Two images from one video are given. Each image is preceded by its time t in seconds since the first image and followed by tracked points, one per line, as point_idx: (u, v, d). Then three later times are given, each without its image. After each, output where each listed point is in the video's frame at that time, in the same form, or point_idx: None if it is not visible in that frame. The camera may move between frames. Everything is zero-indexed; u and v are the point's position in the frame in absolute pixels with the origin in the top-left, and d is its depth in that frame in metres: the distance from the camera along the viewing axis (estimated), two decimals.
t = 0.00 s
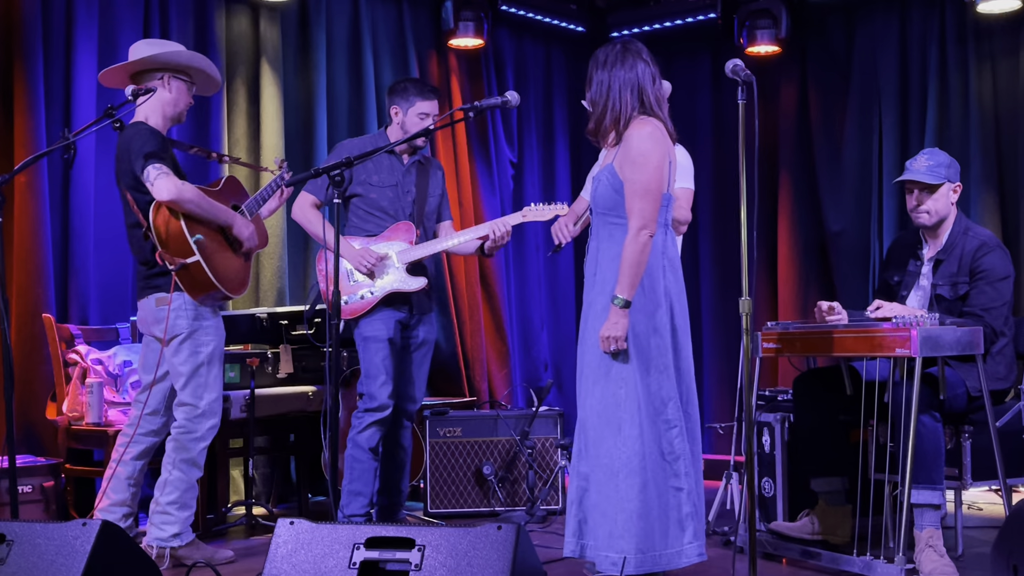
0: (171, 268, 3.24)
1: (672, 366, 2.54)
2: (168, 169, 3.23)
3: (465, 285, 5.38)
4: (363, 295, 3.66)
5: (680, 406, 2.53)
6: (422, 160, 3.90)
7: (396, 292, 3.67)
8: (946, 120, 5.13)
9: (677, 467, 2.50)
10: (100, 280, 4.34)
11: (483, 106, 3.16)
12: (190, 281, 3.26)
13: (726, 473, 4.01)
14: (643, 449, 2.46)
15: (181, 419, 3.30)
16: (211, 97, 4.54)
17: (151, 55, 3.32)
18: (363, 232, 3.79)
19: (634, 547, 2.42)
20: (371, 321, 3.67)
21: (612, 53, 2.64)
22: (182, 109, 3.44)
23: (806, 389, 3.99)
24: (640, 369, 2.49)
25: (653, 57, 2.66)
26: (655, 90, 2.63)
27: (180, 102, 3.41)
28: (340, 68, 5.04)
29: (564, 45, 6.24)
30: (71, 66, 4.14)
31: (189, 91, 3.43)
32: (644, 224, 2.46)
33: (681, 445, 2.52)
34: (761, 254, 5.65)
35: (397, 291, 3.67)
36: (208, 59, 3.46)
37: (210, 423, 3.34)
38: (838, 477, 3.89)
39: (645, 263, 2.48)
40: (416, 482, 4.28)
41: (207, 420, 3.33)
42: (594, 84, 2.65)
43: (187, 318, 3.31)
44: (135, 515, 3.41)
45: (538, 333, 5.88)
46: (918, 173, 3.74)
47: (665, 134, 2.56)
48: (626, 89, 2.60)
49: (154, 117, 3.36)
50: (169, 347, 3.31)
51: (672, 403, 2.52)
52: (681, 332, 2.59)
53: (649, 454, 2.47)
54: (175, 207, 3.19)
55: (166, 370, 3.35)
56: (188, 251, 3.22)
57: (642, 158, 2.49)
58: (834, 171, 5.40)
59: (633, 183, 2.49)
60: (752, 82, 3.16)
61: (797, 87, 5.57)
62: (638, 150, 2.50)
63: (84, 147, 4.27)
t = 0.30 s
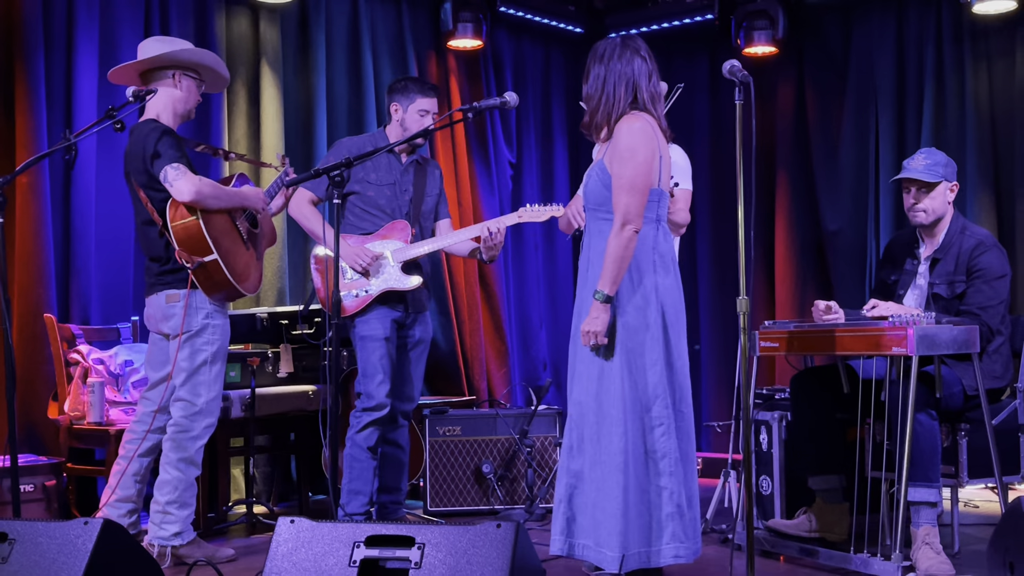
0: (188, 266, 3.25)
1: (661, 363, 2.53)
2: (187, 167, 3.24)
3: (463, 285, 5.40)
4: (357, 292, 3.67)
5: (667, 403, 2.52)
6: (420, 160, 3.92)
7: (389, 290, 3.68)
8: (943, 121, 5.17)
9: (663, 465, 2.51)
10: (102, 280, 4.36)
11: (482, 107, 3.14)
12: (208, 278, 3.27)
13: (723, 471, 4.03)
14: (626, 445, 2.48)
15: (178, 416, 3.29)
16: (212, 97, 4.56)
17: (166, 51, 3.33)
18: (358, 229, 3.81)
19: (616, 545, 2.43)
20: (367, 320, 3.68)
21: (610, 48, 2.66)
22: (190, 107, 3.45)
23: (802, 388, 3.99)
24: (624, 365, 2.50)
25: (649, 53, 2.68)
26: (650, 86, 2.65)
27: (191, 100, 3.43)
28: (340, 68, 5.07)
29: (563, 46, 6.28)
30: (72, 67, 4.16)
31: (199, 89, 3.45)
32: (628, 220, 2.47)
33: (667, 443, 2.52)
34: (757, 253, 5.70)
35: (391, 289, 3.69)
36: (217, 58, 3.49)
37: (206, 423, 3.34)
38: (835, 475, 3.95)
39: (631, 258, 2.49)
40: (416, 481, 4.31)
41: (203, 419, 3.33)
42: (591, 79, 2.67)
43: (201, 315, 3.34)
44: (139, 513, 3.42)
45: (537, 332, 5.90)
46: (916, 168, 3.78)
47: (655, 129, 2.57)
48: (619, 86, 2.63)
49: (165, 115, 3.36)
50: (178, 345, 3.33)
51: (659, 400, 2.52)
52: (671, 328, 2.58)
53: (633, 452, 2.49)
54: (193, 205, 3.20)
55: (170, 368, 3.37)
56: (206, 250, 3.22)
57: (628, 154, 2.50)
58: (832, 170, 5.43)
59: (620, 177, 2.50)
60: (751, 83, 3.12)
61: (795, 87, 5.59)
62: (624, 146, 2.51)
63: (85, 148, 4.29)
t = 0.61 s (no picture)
0: (201, 268, 3.38)
1: (647, 361, 2.63)
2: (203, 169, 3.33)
3: (463, 285, 5.52)
4: (355, 291, 3.77)
5: (652, 400, 2.63)
6: (419, 165, 4.03)
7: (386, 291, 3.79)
8: (931, 126, 5.33)
9: (646, 461, 2.62)
10: (111, 281, 4.48)
11: (481, 112, 3.14)
12: (219, 279, 3.41)
13: (716, 466, 4.15)
14: (611, 439, 2.60)
15: (192, 414, 3.41)
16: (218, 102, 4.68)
17: (178, 60, 3.41)
18: (357, 229, 3.90)
19: (598, 538, 2.56)
20: (363, 320, 3.78)
21: (599, 53, 2.76)
22: (203, 112, 3.56)
23: (797, 389, 4.06)
24: (610, 362, 2.62)
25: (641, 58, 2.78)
26: (641, 90, 2.75)
27: (204, 106, 3.54)
28: (343, 74, 5.21)
29: (560, 51, 6.41)
30: (82, 73, 4.27)
31: (212, 96, 3.56)
32: (615, 219, 2.59)
33: (650, 439, 2.62)
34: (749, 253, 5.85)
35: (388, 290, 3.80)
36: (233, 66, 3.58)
37: (220, 420, 3.44)
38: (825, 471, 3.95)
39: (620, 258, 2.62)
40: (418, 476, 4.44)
41: (217, 417, 3.43)
42: (583, 86, 2.78)
43: (212, 317, 3.44)
44: (147, 508, 3.54)
45: (535, 332, 6.03)
46: (901, 172, 3.89)
47: (644, 130, 2.68)
48: (611, 90, 2.74)
49: (179, 118, 3.48)
50: (191, 346, 3.43)
51: (644, 397, 2.63)
52: (660, 326, 2.67)
53: (617, 447, 2.61)
54: (209, 209, 3.30)
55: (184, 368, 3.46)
56: (219, 253, 3.35)
57: (615, 155, 2.61)
58: (823, 173, 5.58)
59: (608, 177, 2.61)
60: (743, 89, 3.06)
61: (786, 92, 5.77)
62: (612, 147, 2.62)
63: (95, 152, 4.41)
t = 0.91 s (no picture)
0: (199, 269, 3.39)
1: (642, 359, 2.69)
2: (202, 174, 3.37)
3: (462, 285, 5.57)
4: (353, 291, 3.82)
5: (648, 398, 2.69)
6: (418, 168, 4.09)
7: (384, 292, 3.84)
8: (923, 126, 5.40)
9: (643, 459, 2.68)
10: (114, 282, 4.53)
11: (480, 115, 3.15)
12: (217, 280, 3.41)
13: (713, 464, 4.21)
14: (608, 437, 2.66)
15: (200, 414, 3.45)
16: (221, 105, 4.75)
17: (182, 65, 3.46)
18: (357, 230, 3.96)
19: (595, 536, 2.63)
20: (362, 319, 3.83)
21: (595, 55, 2.82)
22: (208, 121, 3.61)
23: (791, 388, 3.94)
24: (606, 361, 2.67)
25: (636, 60, 2.84)
26: (635, 92, 2.81)
27: (209, 114, 3.59)
28: (344, 77, 5.27)
29: (557, 54, 6.48)
30: (87, 76, 4.33)
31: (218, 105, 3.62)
32: (605, 218, 2.64)
33: (645, 436, 2.69)
34: (745, 254, 5.92)
35: (387, 291, 3.85)
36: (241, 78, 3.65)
37: (227, 419, 3.49)
38: (821, 468, 3.88)
39: (611, 256, 2.67)
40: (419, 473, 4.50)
41: (223, 416, 3.47)
42: (579, 87, 2.83)
43: (213, 318, 3.47)
44: (150, 506, 3.57)
45: (534, 331, 6.09)
46: (897, 177, 3.92)
47: (636, 131, 2.73)
48: (605, 91, 2.79)
49: (183, 122, 3.52)
50: (191, 346, 3.46)
51: (640, 395, 2.69)
52: (654, 324, 2.73)
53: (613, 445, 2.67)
54: (209, 211, 3.34)
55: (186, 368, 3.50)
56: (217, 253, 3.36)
57: (605, 155, 2.66)
58: (817, 176, 5.67)
59: (599, 177, 2.67)
60: (739, 93, 3.01)
61: (781, 96, 5.84)
62: (603, 147, 2.67)
63: (99, 153, 4.46)
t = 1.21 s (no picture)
0: (179, 265, 3.40)
1: (644, 359, 2.70)
2: (189, 171, 3.40)
3: (462, 285, 5.57)
4: (352, 292, 3.83)
5: (652, 398, 2.69)
6: (415, 168, 4.09)
7: (384, 292, 3.84)
8: (921, 128, 5.41)
9: (648, 459, 2.68)
10: (114, 282, 4.54)
11: (479, 115, 3.15)
12: (197, 279, 3.42)
13: (712, 463, 4.22)
14: (611, 437, 2.66)
15: (188, 414, 3.45)
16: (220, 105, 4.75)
17: (168, 66, 3.49)
18: (355, 231, 3.96)
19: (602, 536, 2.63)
20: (362, 319, 3.84)
21: (592, 55, 2.82)
22: (196, 123, 3.61)
23: (788, 387, 3.95)
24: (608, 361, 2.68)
25: (633, 60, 2.84)
26: (633, 92, 2.81)
27: (198, 116, 3.59)
28: (343, 78, 5.28)
29: (556, 54, 6.49)
30: (86, 77, 4.33)
31: (208, 108, 3.62)
32: (606, 219, 2.64)
33: (650, 436, 2.69)
34: (743, 254, 5.93)
35: (386, 291, 3.86)
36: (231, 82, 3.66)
37: (218, 417, 3.50)
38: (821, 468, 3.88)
39: (611, 258, 2.67)
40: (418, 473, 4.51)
41: (213, 414, 3.48)
42: (576, 87, 2.84)
43: (193, 317, 3.46)
44: (147, 506, 3.57)
45: (533, 331, 6.09)
46: (891, 175, 3.91)
47: (635, 131, 2.73)
48: (603, 91, 2.80)
49: (172, 122, 3.52)
50: (175, 346, 3.46)
51: (643, 395, 2.69)
52: (655, 324, 2.74)
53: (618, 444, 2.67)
54: (192, 208, 3.36)
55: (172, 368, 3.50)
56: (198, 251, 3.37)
57: (605, 156, 2.66)
58: (815, 176, 5.67)
59: (599, 178, 2.67)
60: (737, 92, 3.01)
61: (779, 96, 5.85)
62: (602, 147, 2.67)
63: (98, 154, 4.47)
